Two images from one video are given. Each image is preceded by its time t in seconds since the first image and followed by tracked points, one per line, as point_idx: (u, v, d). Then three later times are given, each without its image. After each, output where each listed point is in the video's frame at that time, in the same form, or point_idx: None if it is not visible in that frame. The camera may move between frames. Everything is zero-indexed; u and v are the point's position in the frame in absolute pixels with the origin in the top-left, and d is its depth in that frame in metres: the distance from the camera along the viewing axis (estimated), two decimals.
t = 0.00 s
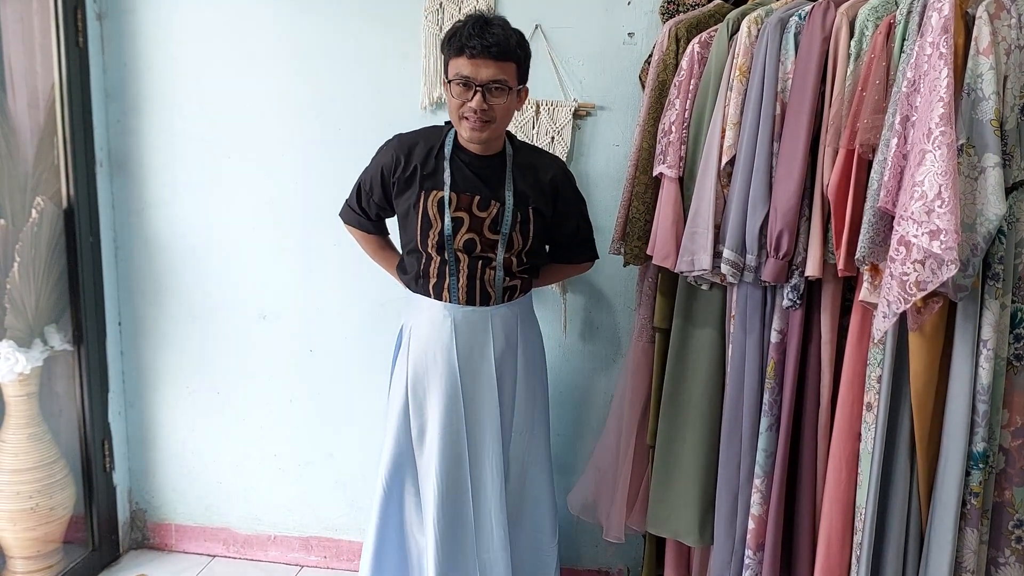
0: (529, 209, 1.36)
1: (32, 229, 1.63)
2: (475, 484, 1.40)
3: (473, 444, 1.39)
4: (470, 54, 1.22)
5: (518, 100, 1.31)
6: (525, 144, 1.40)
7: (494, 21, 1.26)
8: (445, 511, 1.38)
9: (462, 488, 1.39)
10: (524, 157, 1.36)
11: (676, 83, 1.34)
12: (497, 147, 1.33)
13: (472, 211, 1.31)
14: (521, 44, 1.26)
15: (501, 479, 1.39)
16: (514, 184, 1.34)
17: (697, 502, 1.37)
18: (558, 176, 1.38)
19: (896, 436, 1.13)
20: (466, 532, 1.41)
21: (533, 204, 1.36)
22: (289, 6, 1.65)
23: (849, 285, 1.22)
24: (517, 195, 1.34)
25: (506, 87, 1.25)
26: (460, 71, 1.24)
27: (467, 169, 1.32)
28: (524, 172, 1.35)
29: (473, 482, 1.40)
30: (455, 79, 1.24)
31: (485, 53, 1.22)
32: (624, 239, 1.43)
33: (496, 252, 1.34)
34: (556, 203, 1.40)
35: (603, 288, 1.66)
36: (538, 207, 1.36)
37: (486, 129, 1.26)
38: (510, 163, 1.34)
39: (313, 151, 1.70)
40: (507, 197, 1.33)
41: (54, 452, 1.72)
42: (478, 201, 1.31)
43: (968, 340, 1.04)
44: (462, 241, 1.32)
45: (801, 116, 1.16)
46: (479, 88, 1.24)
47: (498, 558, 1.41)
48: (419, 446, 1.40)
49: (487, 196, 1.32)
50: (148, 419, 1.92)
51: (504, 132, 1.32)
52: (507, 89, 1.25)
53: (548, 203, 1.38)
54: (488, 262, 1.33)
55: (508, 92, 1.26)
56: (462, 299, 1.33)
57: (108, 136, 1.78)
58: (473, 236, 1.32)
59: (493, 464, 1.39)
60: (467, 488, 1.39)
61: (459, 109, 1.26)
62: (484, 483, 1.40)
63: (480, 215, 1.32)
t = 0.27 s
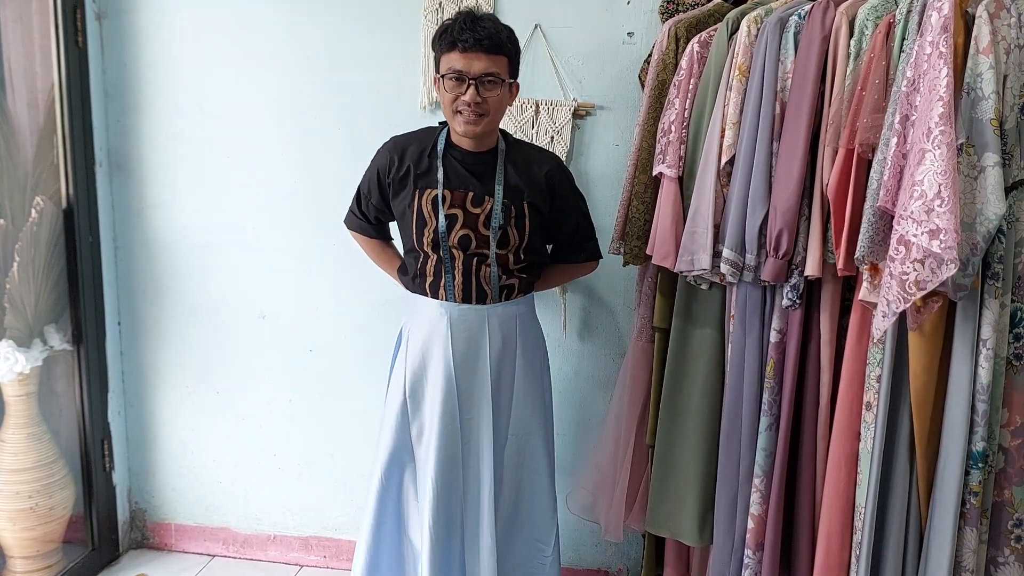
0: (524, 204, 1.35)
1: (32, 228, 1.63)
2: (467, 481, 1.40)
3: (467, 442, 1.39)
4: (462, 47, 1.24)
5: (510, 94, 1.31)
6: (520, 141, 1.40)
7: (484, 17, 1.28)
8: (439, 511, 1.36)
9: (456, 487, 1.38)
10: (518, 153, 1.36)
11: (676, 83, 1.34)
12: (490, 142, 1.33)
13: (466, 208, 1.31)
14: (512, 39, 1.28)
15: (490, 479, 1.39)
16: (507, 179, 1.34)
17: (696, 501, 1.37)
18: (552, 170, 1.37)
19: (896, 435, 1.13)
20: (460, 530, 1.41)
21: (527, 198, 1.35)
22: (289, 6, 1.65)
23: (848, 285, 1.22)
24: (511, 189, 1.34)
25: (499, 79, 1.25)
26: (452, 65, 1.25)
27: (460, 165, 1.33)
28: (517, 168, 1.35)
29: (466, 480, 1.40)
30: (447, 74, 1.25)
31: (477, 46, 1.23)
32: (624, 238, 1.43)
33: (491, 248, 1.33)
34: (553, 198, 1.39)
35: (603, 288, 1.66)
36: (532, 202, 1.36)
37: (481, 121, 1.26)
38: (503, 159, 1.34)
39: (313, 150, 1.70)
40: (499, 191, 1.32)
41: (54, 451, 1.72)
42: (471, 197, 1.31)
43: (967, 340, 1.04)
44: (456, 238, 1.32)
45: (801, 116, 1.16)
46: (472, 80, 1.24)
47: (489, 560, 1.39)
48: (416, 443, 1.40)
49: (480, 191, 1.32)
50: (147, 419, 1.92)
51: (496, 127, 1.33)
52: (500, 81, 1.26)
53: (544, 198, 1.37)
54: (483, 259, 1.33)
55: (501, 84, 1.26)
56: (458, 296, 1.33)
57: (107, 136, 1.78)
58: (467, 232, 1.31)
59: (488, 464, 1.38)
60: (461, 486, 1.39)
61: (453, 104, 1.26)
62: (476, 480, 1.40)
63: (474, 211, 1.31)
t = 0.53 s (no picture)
0: (522, 201, 1.34)
1: (32, 228, 1.63)
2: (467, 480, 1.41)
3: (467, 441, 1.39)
4: (458, 43, 1.24)
5: (507, 91, 1.31)
6: (518, 140, 1.40)
7: (479, 15, 1.29)
8: (438, 511, 1.36)
9: (456, 487, 1.38)
10: (515, 151, 1.36)
11: (676, 82, 1.35)
12: (487, 140, 1.33)
13: (464, 207, 1.31)
14: (507, 37, 1.29)
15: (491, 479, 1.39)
16: (504, 177, 1.34)
17: (696, 501, 1.38)
18: (550, 168, 1.36)
19: (896, 434, 1.13)
20: (459, 530, 1.41)
21: (525, 196, 1.34)
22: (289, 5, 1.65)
23: (847, 284, 1.22)
24: (509, 188, 1.34)
25: (496, 75, 1.25)
26: (449, 61, 1.25)
27: (457, 165, 1.33)
28: (515, 166, 1.35)
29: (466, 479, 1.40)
30: (444, 70, 1.25)
31: (473, 42, 1.24)
32: (623, 238, 1.43)
33: (489, 247, 1.33)
34: (552, 196, 1.38)
35: (603, 287, 1.66)
36: (530, 200, 1.35)
37: (479, 117, 1.26)
38: (500, 157, 1.34)
39: (313, 150, 1.70)
40: (496, 190, 1.32)
41: (54, 451, 1.72)
42: (468, 196, 1.31)
43: (967, 338, 1.05)
44: (454, 237, 1.32)
45: (800, 115, 1.16)
46: (469, 76, 1.24)
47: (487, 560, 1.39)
48: (416, 442, 1.41)
49: (477, 190, 1.32)
50: (147, 418, 1.92)
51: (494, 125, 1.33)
52: (497, 77, 1.26)
53: (542, 197, 1.36)
54: (481, 259, 1.32)
55: (498, 80, 1.26)
56: (457, 296, 1.33)
57: (107, 136, 1.78)
58: (465, 232, 1.31)
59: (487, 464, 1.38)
60: (461, 485, 1.39)
61: (450, 99, 1.26)
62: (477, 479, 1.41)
63: (472, 210, 1.31)
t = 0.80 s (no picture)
0: (523, 200, 1.34)
1: (31, 227, 1.63)
2: (470, 480, 1.41)
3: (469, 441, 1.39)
4: (459, 39, 1.24)
5: (507, 89, 1.31)
6: (518, 139, 1.40)
7: (478, 13, 1.29)
8: (440, 510, 1.36)
9: (458, 487, 1.38)
10: (515, 150, 1.36)
11: (676, 81, 1.35)
12: (487, 138, 1.33)
13: (465, 206, 1.31)
14: (507, 35, 1.30)
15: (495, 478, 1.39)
16: (504, 176, 1.34)
17: (696, 500, 1.38)
18: (550, 166, 1.36)
19: (896, 433, 1.13)
20: (461, 530, 1.41)
21: (525, 195, 1.34)
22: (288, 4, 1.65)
23: (847, 283, 1.22)
24: (509, 186, 1.34)
25: (496, 70, 1.26)
26: (450, 57, 1.25)
27: (457, 164, 1.33)
28: (515, 164, 1.35)
29: (468, 478, 1.41)
30: (445, 65, 1.25)
31: (474, 37, 1.24)
32: (624, 236, 1.43)
33: (490, 246, 1.33)
34: (553, 195, 1.38)
35: (603, 286, 1.66)
36: (531, 199, 1.35)
37: (479, 112, 1.25)
38: (500, 156, 1.34)
39: (312, 149, 1.70)
40: (496, 188, 1.32)
41: (53, 450, 1.72)
42: (469, 195, 1.31)
43: (966, 337, 1.05)
44: (456, 237, 1.32)
45: (800, 113, 1.16)
46: (470, 71, 1.24)
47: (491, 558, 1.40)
48: (418, 440, 1.41)
49: (478, 189, 1.32)
50: (147, 417, 1.92)
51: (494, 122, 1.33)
52: (497, 72, 1.26)
53: (542, 196, 1.36)
54: (482, 258, 1.33)
55: (498, 75, 1.26)
56: (459, 296, 1.33)
57: (107, 135, 1.78)
58: (467, 231, 1.31)
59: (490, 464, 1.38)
60: (463, 484, 1.39)
61: (450, 95, 1.26)
62: (479, 479, 1.41)
63: (473, 210, 1.31)
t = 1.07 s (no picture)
0: (525, 199, 1.34)
1: (31, 225, 1.63)
2: (475, 478, 1.41)
3: (473, 438, 1.40)
4: (461, 37, 1.24)
5: (508, 87, 1.32)
6: (519, 137, 1.40)
7: (480, 11, 1.29)
8: (445, 509, 1.37)
9: (462, 486, 1.38)
10: (516, 149, 1.36)
11: (676, 79, 1.35)
12: (489, 137, 1.33)
13: (467, 205, 1.31)
14: (509, 33, 1.30)
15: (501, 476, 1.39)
16: (507, 175, 1.34)
17: (697, 498, 1.38)
18: (551, 165, 1.36)
19: (895, 431, 1.13)
20: (466, 528, 1.41)
21: (528, 194, 1.34)
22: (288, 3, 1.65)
23: (847, 281, 1.22)
24: (511, 185, 1.34)
25: (498, 68, 1.26)
26: (452, 55, 1.25)
27: (460, 163, 1.33)
28: (516, 163, 1.35)
29: (472, 477, 1.41)
30: (447, 64, 1.25)
31: (476, 36, 1.24)
32: (623, 235, 1.43)
33: (493, 245, 1.33)
34: (553, 193, 1.38)
35: (602, 285, 1.66)
36: (533, 197, 1.35)
37: (481, 112, 1.26)
38: (502, 154, 1.34)
39: (312, 147, 1.70)
40: (499, 187, 1.32)
41: (53, 448, 1.72)
42: (471, 194, 1.31)
43: (966, 336, 1.05)
44: (459, 236, 1.32)
45: (800, 112, 1.16)
46: (472, 69, 1.24)
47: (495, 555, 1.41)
48: (421, 439, 1.41)
49: (480, 188, 1.32)
50: (147, 416, 1.92)
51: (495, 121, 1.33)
52: (499, 71, 1.26)
53: (544, 194, 1.36)
54: (485, 257, 1.33)
55: (500, 74, 1.27)
56: (463, 295, 1.33)
57: (107, 133, 1.78)
58: (470, 230, 1.31)
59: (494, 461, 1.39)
60: (467, 482, 1.39)
61: (452, 94, 1.26)
62: (482, 477, 1.41)
63: (475, 209, 1.31)
